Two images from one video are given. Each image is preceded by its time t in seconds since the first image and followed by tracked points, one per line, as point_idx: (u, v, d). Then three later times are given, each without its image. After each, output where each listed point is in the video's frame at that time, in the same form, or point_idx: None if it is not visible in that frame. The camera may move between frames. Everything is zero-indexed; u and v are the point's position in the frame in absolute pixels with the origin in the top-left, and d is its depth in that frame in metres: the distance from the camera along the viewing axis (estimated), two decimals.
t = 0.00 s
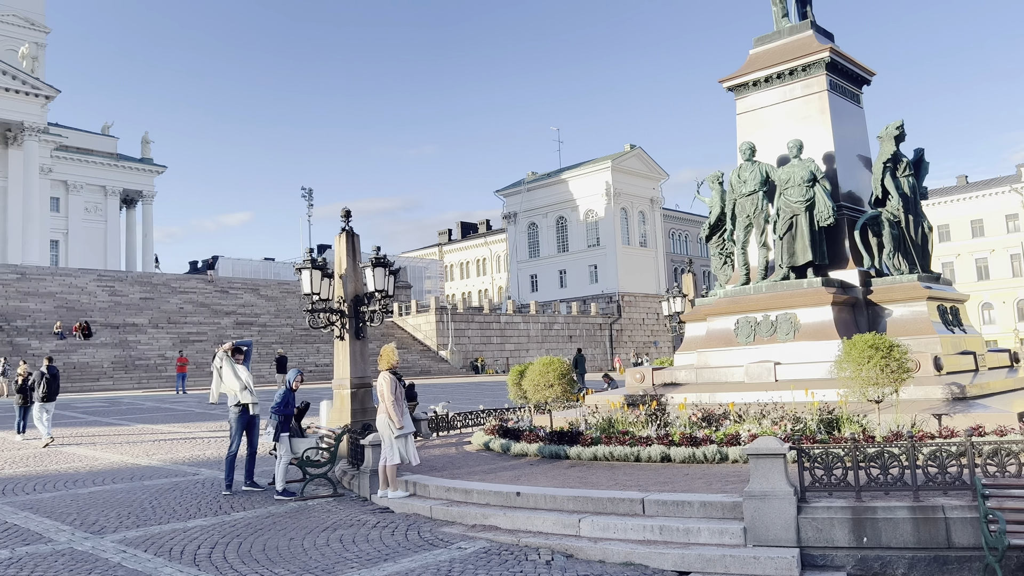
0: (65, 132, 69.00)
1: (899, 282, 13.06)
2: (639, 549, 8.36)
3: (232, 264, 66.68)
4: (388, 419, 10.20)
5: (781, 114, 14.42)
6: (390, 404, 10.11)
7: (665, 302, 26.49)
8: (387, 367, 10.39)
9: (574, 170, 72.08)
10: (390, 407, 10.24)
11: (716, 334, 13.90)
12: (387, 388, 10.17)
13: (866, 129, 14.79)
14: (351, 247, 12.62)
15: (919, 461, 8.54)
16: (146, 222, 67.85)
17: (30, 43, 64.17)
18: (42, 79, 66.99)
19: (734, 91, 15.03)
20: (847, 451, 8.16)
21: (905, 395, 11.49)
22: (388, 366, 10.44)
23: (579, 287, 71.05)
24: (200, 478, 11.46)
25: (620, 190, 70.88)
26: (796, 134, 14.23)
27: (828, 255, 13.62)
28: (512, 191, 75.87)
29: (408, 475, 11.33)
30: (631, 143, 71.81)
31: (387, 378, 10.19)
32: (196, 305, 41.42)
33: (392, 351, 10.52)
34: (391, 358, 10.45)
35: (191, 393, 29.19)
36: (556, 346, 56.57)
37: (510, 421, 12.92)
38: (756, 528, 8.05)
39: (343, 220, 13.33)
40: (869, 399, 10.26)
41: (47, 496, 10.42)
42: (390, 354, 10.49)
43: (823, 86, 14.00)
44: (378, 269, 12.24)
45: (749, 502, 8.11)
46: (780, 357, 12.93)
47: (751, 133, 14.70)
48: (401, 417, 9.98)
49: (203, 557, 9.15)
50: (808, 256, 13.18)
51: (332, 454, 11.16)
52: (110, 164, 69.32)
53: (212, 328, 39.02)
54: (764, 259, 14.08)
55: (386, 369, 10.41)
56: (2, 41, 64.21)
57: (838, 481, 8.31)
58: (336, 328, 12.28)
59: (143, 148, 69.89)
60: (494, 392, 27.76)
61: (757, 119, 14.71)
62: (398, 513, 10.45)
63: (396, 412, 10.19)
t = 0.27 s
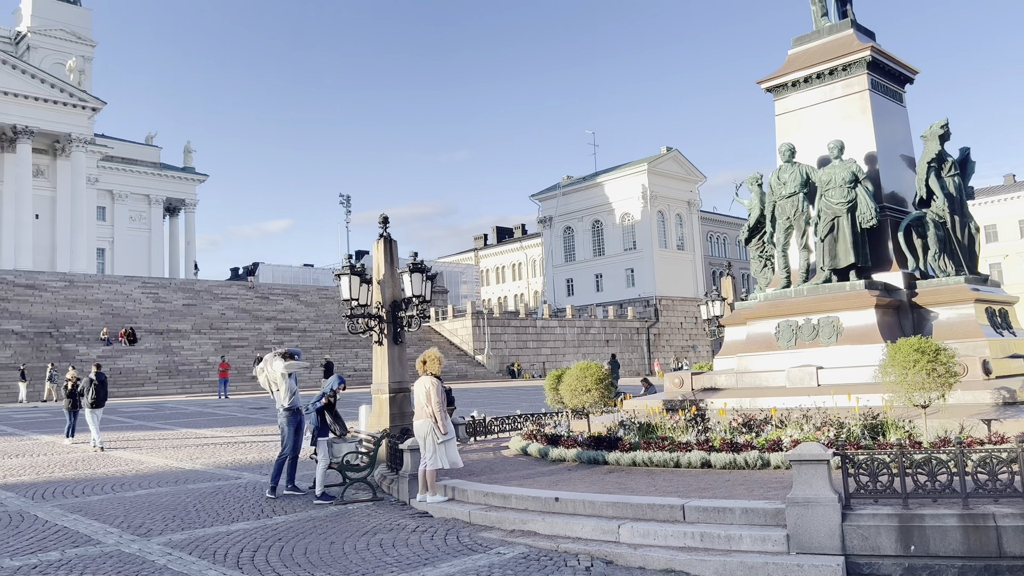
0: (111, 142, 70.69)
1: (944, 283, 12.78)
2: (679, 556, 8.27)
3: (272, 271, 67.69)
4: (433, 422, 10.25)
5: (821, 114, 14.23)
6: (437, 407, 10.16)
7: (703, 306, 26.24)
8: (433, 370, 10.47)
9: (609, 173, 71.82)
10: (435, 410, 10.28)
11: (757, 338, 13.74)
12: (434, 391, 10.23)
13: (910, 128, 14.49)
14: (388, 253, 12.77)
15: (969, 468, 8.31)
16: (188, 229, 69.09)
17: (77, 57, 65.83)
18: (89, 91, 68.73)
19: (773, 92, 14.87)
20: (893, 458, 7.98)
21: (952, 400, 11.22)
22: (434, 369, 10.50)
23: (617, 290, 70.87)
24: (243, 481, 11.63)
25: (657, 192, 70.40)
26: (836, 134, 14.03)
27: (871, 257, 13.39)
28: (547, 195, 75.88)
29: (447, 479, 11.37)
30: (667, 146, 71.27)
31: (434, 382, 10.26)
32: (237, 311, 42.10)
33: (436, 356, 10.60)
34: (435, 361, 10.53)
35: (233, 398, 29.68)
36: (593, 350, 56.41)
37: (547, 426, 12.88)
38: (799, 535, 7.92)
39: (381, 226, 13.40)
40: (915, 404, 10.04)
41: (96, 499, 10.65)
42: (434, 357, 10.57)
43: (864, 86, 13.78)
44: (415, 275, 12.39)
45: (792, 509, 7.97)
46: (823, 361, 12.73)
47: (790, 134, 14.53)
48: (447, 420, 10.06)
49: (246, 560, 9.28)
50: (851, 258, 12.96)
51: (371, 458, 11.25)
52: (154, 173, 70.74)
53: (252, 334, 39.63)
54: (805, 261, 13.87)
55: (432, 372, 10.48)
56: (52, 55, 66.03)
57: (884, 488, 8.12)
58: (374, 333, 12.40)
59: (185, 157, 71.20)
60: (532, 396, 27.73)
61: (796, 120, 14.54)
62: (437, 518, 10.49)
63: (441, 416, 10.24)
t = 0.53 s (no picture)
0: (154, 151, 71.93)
1: (992, 286, 12.49)
2: (721, 563, 8.16)
3: (311, 277, 68.58)
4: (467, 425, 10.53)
5: (862, 115, 14.03)
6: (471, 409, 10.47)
7: (742, 310, 25.94)
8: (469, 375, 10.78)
9: (645, 176, 71.46)
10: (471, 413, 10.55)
11: (798, 342, 13.54)
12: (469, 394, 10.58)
13: (954, 127, 14.20)
14: (425, 259, 12.84)
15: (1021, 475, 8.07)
16: (229, 236, 69.99)
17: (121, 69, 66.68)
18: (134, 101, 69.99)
19: (812, 92, 14.71)
20: (941, 464, 7.77)
21: (1000, 406, 10.94)
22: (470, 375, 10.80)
23: (653, 295, 70.43)
24: (284, 485, 11.78)
25: (694, 196, 69.80)
26: (878, 135, 13.82)
27: (915, 259, 13.14)
28: (582, 200, 75.77)
29: (485, 484, 11.38)
30: (704, 148, 70.56)
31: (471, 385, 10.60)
32: (277, 317, 42.66)
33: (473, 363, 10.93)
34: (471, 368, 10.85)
35: (273, 403, 30.07)
36: (629, 355, 56.15)
37: (584, 431, 12.83)
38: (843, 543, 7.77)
39: (417, 231, 13.48)
40: (962, 409, 9.81)
41: (141, 502, 10.86)
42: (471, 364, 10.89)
43: (907, 85, 13.55)
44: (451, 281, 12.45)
45: (836, 516, 7.83)
46: (866, 366, 12.51)
47: (830, 135, 14.35)
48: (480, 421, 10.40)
49: (288, 563, 9.39)
50: (894, 261, 12.74)
51: (410, 462, 11.30)
52: (195, 181, 71.83)
53: (292, 339, 40.14)
54: (847, 263, 13.67)
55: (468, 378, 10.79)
56: (97, 67, 67.42)
57: (931, 495, 7.93)
58: (411, 338, 12.48)
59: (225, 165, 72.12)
60: (569, 401, 27.65)
61: (836, 121, 14.36)
62: (475, 522, 10.49)
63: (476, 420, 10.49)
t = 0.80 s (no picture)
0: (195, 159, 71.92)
1: None
2: (763, 570, 8.05)
3: (348, 281, 69.29)
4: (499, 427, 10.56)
5: (904, 114, 13.80)
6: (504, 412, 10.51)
7: (781, 313, 25.61)
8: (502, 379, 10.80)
9: (681, 179, 70.91)
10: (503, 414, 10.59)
11: (839, 346, 13.33)
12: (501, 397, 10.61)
13: (1000, 125, 13.88)
14: (460, 262, 12.99)
15: None
16: (268, 242, 70.63)
17: (164, 78, 66.76)
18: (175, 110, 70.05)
19: (852, 92, 14.51)
20: (989, 471, 7.57)
21: None
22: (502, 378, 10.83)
23: (689, 298, 69.86)
24: (323, 487, 11.91)
25: (731, 198, 69.04)
26: (921, 134, 13.58)
27: (960, 261, 12.85)
28: (617, 203, 75.59)
29: (522, 488, 11.36)
30: (741, 149, 69.76)
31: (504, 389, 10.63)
32: (315, 321, 43.12)
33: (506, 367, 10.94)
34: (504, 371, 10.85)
35: (312, 406, 30.41)
36: (665, 359, 55.85)
37: (621, 436, 12.75)
38: (888, 550, 7.62)
39: (454, 237, 13.63)
40: (1011, 414, 9.55)
41: (184, 504, 11.05)
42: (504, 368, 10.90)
43: (951, 83, 13.28)
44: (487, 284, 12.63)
45: (880, 522, 7.68)
46: (909, 370, 12.26)
47: (871, 135, 14.13)
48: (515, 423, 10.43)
49: (327, 565, 9.47)
50: (938, 262, 12.49)
51: (447, 466, 11.33)
52: (234, 188, 71.24)
53: (329, 343, 40.55)
54: (889, 265, 13.42)
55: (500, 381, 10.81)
56: (139, 77, 66.71)
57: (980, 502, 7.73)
58: (448, 342, 12.57)
59: (264, 172, 72.78)
60: (605, 405, 27.54)
61: (877, 121, 14.14)
62: (512, 526, 10.48)
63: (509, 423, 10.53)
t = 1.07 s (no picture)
0: (235, 165, 72.49)
1: None
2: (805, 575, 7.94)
3: (385, 284, 69.89)
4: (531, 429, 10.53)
5: (949, 111, 13.55)
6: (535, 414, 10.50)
7: (822, 315, 25.25)
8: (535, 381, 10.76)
9: (718, 179, 70.22)
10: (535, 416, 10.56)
11: (882, 348, 13.13)
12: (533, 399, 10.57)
13: None
14: (496, 265, 13.03)
15: None
16: (306, 246, 71.28)
17: (205, 85, 67.56)
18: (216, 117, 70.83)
19: (894, 89, 14.30)
20: None
21: None
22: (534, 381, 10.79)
23: (727, 300, 69.23)
24: (362, 488, 12.04)
25: (769, 198, 68.17)
26: (966, 132, 13.33)
27: (1008, 261, 12.56)
28: (653, 204, 75.33)
29: (559, 491, 11.36)
30: (779, 149, 68.86)
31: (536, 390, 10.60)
32: (352, 324, 43.54)
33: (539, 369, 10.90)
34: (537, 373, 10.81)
35: (349, 408, 30.70)
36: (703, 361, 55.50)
37: (658, 438, 12.69)
38: (933, 555, 7.46)
39: (489, 239, 13.61)
40: None
41: (227, 503, 11.23)
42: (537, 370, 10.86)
43: (996, 79, 13.01)
44: (524, 287, 12.67)
45: (926, 528, 7.54)
46: (955, 373, 12.01)
47: (915, 133, 13.92)
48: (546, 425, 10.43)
49: (367, 565, 9.54)
50: (984, 262, 12.22)
51: (484, 468, 11.37)
52: (273, 194, 71.86)
53: (366, 345, 40.93)
54: (933, 266, 13.17)
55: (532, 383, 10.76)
56: (182, 85, 67.71)
57: None
58: (484, 344, 12.62)
59: (302, 177, 73.61)
60: (642, 408, 27.41)
61: (921, 119, 13.93)
62: (550, 529, 10.47)
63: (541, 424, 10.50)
